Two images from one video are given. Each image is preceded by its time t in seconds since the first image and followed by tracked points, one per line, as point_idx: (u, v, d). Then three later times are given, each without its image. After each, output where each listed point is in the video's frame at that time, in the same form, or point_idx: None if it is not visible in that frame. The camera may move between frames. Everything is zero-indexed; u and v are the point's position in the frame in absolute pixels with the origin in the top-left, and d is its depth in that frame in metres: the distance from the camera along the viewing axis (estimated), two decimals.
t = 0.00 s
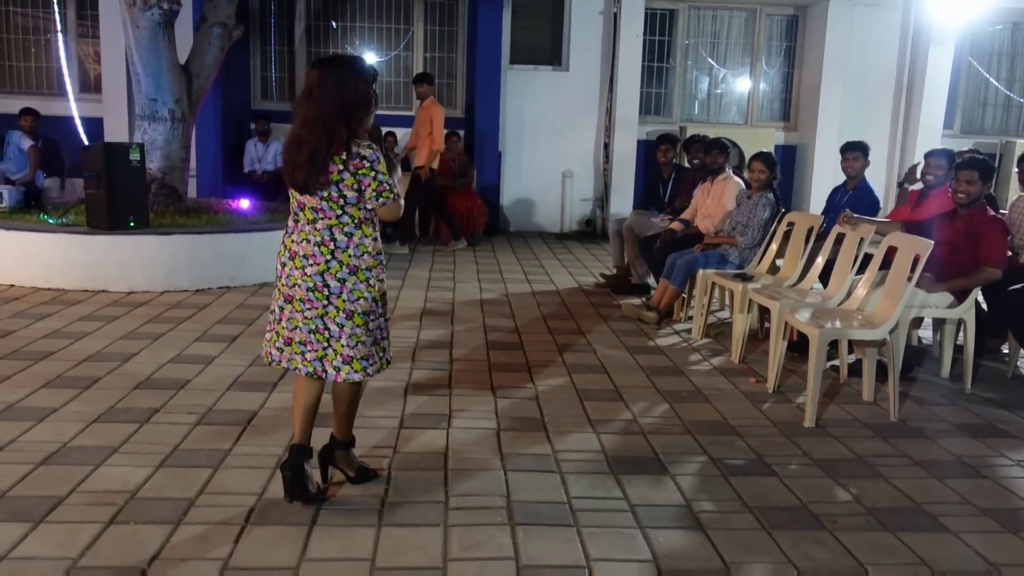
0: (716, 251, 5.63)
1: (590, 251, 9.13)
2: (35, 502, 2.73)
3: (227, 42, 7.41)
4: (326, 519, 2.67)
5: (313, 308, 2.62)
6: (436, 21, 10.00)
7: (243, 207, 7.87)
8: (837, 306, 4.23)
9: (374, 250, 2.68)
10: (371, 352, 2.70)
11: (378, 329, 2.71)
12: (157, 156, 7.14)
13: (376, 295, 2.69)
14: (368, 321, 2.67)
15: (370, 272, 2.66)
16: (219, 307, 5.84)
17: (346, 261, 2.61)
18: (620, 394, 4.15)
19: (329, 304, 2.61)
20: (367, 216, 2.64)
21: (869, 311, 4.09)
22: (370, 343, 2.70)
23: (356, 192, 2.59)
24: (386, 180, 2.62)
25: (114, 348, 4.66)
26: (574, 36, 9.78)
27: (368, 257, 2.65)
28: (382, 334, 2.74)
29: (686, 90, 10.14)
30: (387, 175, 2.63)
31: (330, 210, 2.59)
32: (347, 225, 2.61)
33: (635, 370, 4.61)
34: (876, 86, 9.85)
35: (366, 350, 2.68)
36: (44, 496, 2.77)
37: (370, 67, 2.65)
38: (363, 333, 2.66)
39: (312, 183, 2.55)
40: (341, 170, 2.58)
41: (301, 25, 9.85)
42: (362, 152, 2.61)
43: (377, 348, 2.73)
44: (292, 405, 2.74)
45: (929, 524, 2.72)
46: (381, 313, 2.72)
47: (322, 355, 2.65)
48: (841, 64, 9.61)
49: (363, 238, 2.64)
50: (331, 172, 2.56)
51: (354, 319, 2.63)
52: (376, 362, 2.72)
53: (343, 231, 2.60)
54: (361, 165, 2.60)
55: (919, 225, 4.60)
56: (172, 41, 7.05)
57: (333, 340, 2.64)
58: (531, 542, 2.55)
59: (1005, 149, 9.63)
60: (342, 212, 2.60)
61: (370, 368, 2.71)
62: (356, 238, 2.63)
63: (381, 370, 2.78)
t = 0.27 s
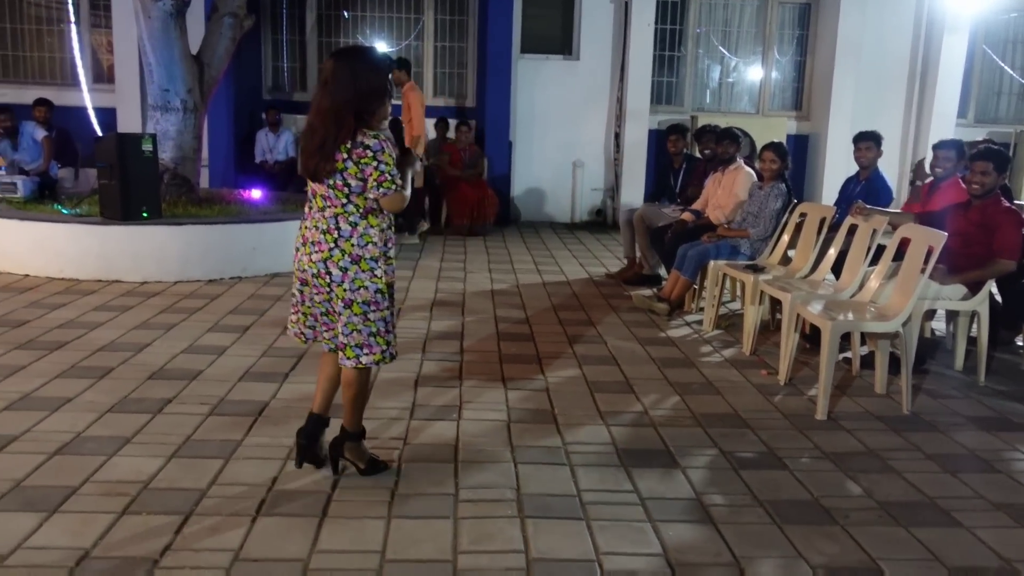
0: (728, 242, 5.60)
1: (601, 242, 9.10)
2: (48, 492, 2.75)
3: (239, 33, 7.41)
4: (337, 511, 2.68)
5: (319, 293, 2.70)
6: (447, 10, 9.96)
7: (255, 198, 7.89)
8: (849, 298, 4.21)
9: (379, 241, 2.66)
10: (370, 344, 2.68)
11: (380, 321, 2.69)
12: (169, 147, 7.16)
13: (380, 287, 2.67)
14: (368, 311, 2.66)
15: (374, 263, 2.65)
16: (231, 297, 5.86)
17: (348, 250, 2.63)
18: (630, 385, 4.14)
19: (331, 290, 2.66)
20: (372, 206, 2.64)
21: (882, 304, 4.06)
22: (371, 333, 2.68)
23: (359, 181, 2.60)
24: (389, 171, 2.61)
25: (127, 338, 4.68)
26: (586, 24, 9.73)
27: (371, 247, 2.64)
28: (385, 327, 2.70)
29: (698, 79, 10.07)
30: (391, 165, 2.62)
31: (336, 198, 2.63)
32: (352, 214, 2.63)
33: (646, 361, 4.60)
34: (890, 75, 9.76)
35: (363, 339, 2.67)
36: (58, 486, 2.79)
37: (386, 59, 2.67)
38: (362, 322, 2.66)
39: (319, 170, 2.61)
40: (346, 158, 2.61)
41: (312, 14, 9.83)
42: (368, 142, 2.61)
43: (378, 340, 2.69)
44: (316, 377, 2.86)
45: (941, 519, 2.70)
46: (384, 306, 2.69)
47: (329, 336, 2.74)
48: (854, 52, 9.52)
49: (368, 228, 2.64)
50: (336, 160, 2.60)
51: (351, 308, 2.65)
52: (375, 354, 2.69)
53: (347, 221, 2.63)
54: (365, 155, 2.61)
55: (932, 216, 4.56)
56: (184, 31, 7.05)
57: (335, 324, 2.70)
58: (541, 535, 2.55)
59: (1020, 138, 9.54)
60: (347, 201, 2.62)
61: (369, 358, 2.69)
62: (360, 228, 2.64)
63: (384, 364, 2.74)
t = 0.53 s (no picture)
0: (760, 241, 5.54)
1: (633, 240, 9.05)
2: (82, 489, 2.81)
3: (272, 34, 7.49)
4: (363, 509, 2.70)
5: (341, 291, 2.74)
6: (479, 9, 9.97)
7: (288, 198, 7.98)
8: (882, 297, 4.14)
9: (397, 240, 2.68)
10: (389, 342, 2.70)
11: (399, 320, 2.70)
12: (205, 147, 7.27)
13: (398, 285, 2.69)
14: (387, 309, 2.68)
15: (393, 262, 2.68)
16: (264, 296, 5.93)
17: (366, 249, 2.66)
18: (659, 385, 4.11)
19: (351, 288, 2.69)
20: (388, 206, 2.64)
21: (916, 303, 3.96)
22: (391, 332, 2.70)
23: (372, 181, 2.61)
24: (399, 169, 2.61)
25: (162, 337, 4.76)
26: (618, 21, 9.68)
27: (388, 246, 2.67)
28: (404, 326, 2.72)
29: (732, 75, 9.97)
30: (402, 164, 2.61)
31: (354, 198, 2.66)
32: (369, 213, 2.65)
33: (675, 361, 4.57)
34: (930, 69, 9.57)
35: (383, 337, 2.69)
36: (91, 483, 2.85)
37: (401, 57, 2.68)
38: (381, 320, 2.69)
39: (338, 171, 2.66)
40: (360, 158, 2.63)
41: (345, 14, 9.92)
42: (379, 141, 2.61)
43: (397, 338, 2.71)
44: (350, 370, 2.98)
45: (974, 522, 2.65)
46: (403, 304, 2.70)
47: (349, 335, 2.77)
48: (892, 46, 9.36)
49: (385, 227, 2.66)
50: (352, 159, 2.63)
51: (371, 306, 2.68)
52: (394, 352, 2.71)
53: (365, 220, 2.66)
54: (376, 155, 2.61)
55: (968, 213, 4.45)
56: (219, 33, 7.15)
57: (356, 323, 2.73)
58: (565, 535, 2.55)
59: None
60: (365, 201, 2.65)
61: (388, 356, 2.71)
62: (378, 227, 2.66)
63: (403, 362, 2.75)
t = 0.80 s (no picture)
0: (808, 250, 5.43)
1: (682, 250, 8.95)
2: (128, 493, 2.87)
3: (323, 47, 7.64)
4: (400, 518, 2.70)
5: (376, 298, 2.79)
6: (528, 19, 10.01)
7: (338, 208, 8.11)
8: (935, 308, 4.01)
9: (430, 246, 2.74)
10: (425, 347, 2.74)
11: (434, 325, 2.74)
12: (257, 159, 7.42)
13: (432, 291, 2.73)
14: (422, 315, 2.73)
15: (426, 268, 2.72)
16: (312, 306, 6.02)
17: (400, 255, 2.72)
18: (703, 397, 4.05)
19: (386, 295, 2.74)
20: (419, 213, 2.71)
21: (970, 314, 3.83)
22: (426, 337, 2.74)
23: (402, 188, 2.69)
24: (426, 176, 2.67)
25: (212, 345, 4.87)
26: (667, 29, 9.63)
27: (422, 252, 2.72)
28: (439, 330, 2.75)
29: (784, 82, 9.82)
30: (429, 171, 2.67)
31: (387, 206, 2.74)
32: (403, 220, 2.72)
33: (721, 372, 4.50)
34: (992, 73, 9.28)
35: (419, 342, 2.74)
36: (138, 487, 2.92)
37: (428, 67, 2.73)
38: (417, 326, 2.73)
39: (371, 180, 2.75)
40: (389, 166, 2.71)
41: (396, 27, 10.05)
42: (408, 149, 2.69)
43: (432, 344, 2.75)
44: (388, 379, 3.00)
45: None
46: (437, 309, 2.75)
47: (383, 343, 2.80)
48: (951, 50, 9.11)
49: (418, 234, 2.72)
50: (383, 168, 2.72)
51: (406, 312, 2.72)
52: (430, 357, 2.75)
53: (398, 227, 2.72)
54: (404, 162, 2.69)
55: None
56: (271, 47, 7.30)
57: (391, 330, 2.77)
58: (601, 547, 2.52)
59: None
60: (398, 208, 2.72)
61: (424, 361, 2.75)
62: (411, 234, 2.72)
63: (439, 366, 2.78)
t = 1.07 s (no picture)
0: (856, 258, 5.33)
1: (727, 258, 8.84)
2: (170, 495, 2.94)
3: (369, 58, 7.75)
4: (434, 524, 2.72)
5: (411, 303, 2.83)
6: (573, 28, 10.02)
7: (383, 216, 8.19)
8: (985, 317, 3.90)
9: (463, 249, 2.77)
10: (460, 349, 2.77)
11: (468, 327, 2.77)
12: (304, 168, 7.55)
13: (465, 293, 2.76)
14: (456, 318, 2.76)
15: (459, 270, 2.76)
16: (355, 313, 6.10)
17: (433, 259, 2.75)
18: (744, 407, 3.99)
19: (421, 299, 2.78)
20: (452, 216, 2.73)
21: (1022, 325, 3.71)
22: (461, 339, 2.77)
23: (434, 192, 2.73)
24: (457, 180, 2.71)
25: (257, 351, 4.96)
26: (713, 36, 9.56)
27: (455, 255, 2.75)
28: (474, 332, 2.78)
29: (834, 89, 9.66)
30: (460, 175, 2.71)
31: (420, 211, 2.78)
32: (435, 224, 2.75)
33: (763, 382, 4.43)
34: None
35: (454, 345, 2.76)
36: (179, 489, 2.99)
37: (458, 74, 2.76)
38: (451, 329, 2.76)
39: (404, 186, 2.81)
40: (421, 171, 2.76)
41: (441, 37, 10.14)
42: (440, 153, 2.73)
43: (467, 346, 2.78)
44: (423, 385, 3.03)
45: None
46: (471, 312, 2.78)
47: (419, 346, 2.84)
48: (1009, 54, 8.86)
49: (450, 237, 2.75)
50: (416, 173, 2.76)
51: (440, 315, 2.75)
52: (465, 359, 2.78)
53: (431, 231, 2.76)
54: (436, 166, 2.73)
55: None
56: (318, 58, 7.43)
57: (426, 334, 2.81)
58: (634, 557, 2.50)
59: None
60: (430, 212, 2.76)
61: (460, 363, 2.78)
62: (443, 238, 2.75)
63: (474, 368, 2.81)
